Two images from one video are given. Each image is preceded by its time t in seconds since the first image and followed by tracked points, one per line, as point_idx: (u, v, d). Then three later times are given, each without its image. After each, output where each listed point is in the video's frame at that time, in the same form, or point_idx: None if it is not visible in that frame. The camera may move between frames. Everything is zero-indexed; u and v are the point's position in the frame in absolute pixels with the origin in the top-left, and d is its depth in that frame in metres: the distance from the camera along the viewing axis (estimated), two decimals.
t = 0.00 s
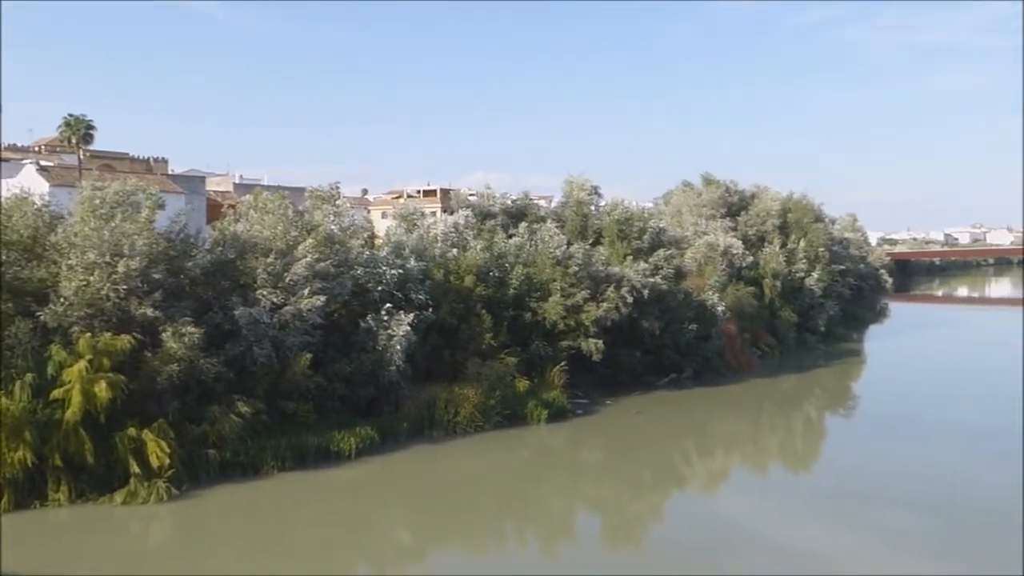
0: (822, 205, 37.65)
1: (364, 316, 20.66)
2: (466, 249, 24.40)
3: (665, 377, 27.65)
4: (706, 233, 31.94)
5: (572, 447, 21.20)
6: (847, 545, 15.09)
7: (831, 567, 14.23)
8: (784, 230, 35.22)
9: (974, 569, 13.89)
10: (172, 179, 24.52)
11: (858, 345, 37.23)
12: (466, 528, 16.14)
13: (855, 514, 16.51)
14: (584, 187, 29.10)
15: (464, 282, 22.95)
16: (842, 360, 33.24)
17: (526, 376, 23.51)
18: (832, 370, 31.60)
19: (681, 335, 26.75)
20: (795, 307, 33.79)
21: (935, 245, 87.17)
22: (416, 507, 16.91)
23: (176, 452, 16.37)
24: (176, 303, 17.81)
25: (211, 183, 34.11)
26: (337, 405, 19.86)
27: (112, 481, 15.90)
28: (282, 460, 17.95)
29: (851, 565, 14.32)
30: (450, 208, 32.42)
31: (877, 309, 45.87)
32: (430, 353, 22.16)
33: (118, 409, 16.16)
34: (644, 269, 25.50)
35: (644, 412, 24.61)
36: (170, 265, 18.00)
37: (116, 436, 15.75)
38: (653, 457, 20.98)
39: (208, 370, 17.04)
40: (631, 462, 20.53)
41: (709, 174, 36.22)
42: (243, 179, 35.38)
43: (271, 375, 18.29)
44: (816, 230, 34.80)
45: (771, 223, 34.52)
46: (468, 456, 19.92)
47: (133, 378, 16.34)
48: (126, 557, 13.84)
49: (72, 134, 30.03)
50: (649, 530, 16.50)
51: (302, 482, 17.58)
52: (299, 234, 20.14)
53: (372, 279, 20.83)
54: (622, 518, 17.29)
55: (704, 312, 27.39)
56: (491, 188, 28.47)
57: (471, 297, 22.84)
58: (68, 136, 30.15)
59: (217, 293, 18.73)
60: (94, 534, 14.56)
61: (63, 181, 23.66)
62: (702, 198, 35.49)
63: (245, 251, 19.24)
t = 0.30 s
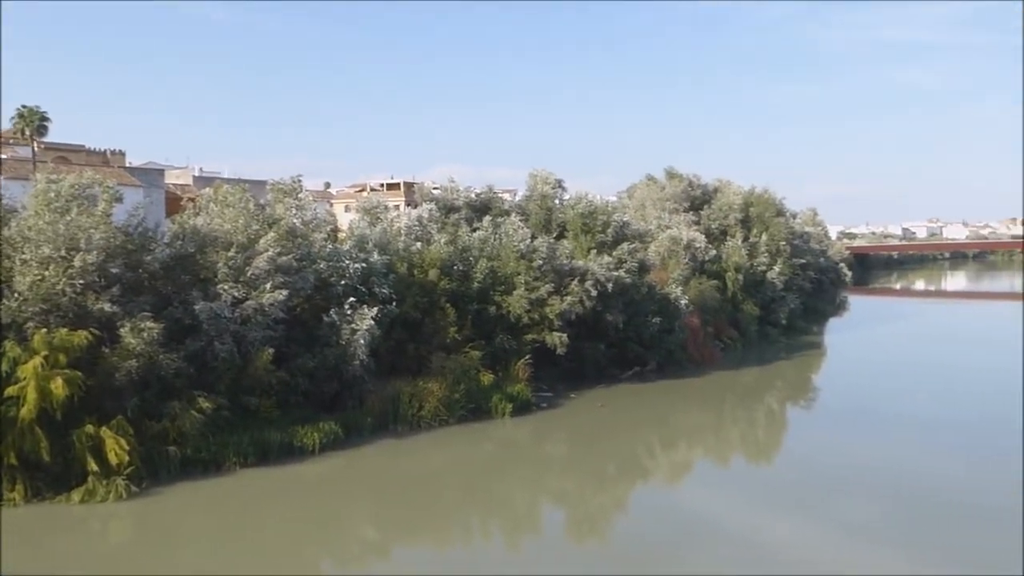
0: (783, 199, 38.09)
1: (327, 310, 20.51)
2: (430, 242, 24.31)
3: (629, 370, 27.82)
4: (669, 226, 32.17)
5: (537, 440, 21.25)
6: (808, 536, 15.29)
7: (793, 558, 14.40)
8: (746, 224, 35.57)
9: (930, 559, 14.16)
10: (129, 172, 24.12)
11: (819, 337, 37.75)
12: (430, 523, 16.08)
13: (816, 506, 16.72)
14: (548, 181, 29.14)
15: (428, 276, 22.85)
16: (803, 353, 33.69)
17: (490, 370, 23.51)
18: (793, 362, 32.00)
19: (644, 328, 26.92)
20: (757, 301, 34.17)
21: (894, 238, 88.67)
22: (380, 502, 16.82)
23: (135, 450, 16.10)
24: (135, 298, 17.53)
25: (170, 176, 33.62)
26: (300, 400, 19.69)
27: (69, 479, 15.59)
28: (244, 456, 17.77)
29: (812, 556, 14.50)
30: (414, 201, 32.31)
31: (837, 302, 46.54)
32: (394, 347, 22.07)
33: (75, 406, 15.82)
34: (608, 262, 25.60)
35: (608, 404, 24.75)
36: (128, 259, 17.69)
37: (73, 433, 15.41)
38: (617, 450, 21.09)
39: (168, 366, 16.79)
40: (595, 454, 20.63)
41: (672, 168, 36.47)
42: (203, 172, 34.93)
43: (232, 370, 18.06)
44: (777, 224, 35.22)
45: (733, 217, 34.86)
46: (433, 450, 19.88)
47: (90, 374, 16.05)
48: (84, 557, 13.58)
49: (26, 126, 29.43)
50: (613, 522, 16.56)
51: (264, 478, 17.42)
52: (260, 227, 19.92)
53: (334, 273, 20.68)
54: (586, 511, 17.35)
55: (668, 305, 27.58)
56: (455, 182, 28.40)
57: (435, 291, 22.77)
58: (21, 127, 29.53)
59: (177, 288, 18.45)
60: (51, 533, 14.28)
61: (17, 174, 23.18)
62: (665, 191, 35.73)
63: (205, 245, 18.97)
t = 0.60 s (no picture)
0: (744, 193, 38.47)
1: (288, 303, 20.30)
2: (392, 235, 24.17)
3: (592, 363, 27.95)
4: (631, 219, 32.33)
5: (500, 433, 21.26)
6: (769, 526, 15.45)
7: (755, 548, 14.54)
8: (707, 217, 35.87)
9: (887, 549, 14.39)
10: (84, 163, 23.64)
11: (778, 329, 38.23)
12: (393, 517, 16.00)
13: (777, 496, 16.89)
14: (510, 174, 29.13)
15: (390, 269, 22.72)
16: (763, 344, 34.10)
17: (453, 363, 23.47)
18: (754, 353, 32.37)
19: (607, 321, 27.05)
20: (718, 293, 34.50)
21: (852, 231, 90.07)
22: (342, 497, 16.70)
23: (90, 446, 15.78)
24: (90, 292, 17.20)
25: (126, 168, 33.03)
26: (261, 394, 19.49)
27: (22, 476, 15.24)
28: (203, 451, 17.54)
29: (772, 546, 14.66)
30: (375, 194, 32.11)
31: (796, 295, 47.17)
32: (355, 341, 21.93)
33: (28, 401, 15.45)
34: (571, 255, 25.68)
35: (571, 397, 24.84)
36: (83, 252, 17.33)
37: (26, 430, 15.03)
38: (579, 441, 21.19)
39: (124, 361, 16.49)
40: (558, 447, 20.70)
41: (635, 162, 36.66)
42: (160, 164, 34.36)
43: (191, 364, 17.80)
44: (738, 218, 35.58)
45: (694, 210, 35.13)
46: (395, 444, 19.79)
47: (44, 369, 15.66)
48: (38, 556, 13.31)
49: None
50: (576, 515, 16.59)
51: (224, 473, 17.21)
52: (219, 220, 19.65)
53: (295, 266, 20.47)
54: (549, 503, 17.37)
55: (630, 298, 27.71)
56: (417, 174, 28.26)
57: (397, 283, 22.64)
58: None
59: (133, 281, 18.11)
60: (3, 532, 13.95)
61: None
62: (627, 184, 35.90)
63: (162, 237, 18.64)
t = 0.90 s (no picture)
0: (695, 187, 38.87)
1: (237, 297, 19.99)
2: (344, 228, 23.94)
3: (545, 355, 28.03)
4: (584, 212, 32.47)
5: (454, 426, 21.22)
6: (719, 517, 15.65)
7: (706, 539, 14.70)
8: (659, 211, 36.16)
9: (835, 539, 14.65)
10: (25, 152, 22.99)
11: (729, 321, 38.75)
12: (346, 513, 15.86)
13: (728, 488, 17.09)
14: (463, 166, 29.04)
15: (342, 262, 22.51)
16: (714, 336, 34.54)
17: (406, 356, 23.36)
18: (705, 345, 32.78)
19: (560, 313, 27.14)
20: (670, 286, 34.83)
21: (800, 225, 91.63)
22: (294, 493, 16.51)
23: (32, 444, 15.37)
24: (31, 286, 16.73)
25: (69, 158, 32.24)
26: (210, 389, 19.19)
27: None
28: (151, 448, 17.22)
29: (723, 537, 14.83)
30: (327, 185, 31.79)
31: (746, 287, 47.87)
32: (306, 334, 21.69)
33: None
34: (524, 248, 25.71)
35: (525, 389, 24.88)
36: (24, 244, 16.84)
37: None
38: (532, 434, 21.23)
39: (67, 356, 16.07)
40: (511, 439, 20.72)
41: (588, 155, 36.82)
42: (105, 154, 33.61)
43: (137, 359, 17.43)
44: (689, 211, 35.96)
45: (646, 203, 35.39)
46: (348, 438, 19.64)
47: None
48: None
49: None
50: (530, 508, 16.61)
51: (172, 470, 16.91)
52: (166, 211, 19.27)
53: (245, 259, 20.14)
54: (503, 497, 17.36)
55: (583, 291, 27.82)
56: (370, 166, 28.03)
57: (349, 277, 22.43)
58: None
59: (76, 274, 17.66)
60: None
61: None
62: (580, 177, 36.04)
63: (107, 229, 18.22)
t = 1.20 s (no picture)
0: (653, 182, 39.15)
1: (192, 293, 19.71)
2: (301, 223, 23.71)
3: (505, 350, 28.08)
4: (543, 207, 32.54)
5: (413, 421, 21.16)
6: (680, 509, 15.77)
7: (667, 532, 14.81)
8: (618, 206, 36.36)
9: (793, 528, 14.86)
10: None
11: (687, 315, 39.12)
12: (306, 510, 15.71)
13: (688, 481, 17.24)
14: (422, 161, 28.91)
15: (299, 257, 22.30)
16: (672, 331, 34.88)
17: (365, 352, 23.24)
18: (663, 339, 33.08)
19: (519, 308, 27.17)
20: (629, 281, 35.05)
21: (757, 220, 92.78)
22: (251, 490, 16.34)
23: None
24: None
25: (17, 150, 31.44)
26: (165, 385, 18.90)
27: None
28: (103, 446, 16.90)
29: (684, 529, 14.96)
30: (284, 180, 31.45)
31: (704, 282, 48.38)
32: (263, 330, 21.45)
33: None
34: (483, 243, 25.70)
35: (484, 384, 24.90)
36: None
37: None
38: (492, 429, 21.26)
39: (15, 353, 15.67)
40: (471, 434, 20.73)
41: (547, 151, 36.89)
42: (54, 147, 32.86)
43: (89, 356, 17.08)
44: (648, 206, 36.24)
45: (605, 199, 35.56)
46: (306, 434, 19.49)
47: None
48: None
49: None
50: (491, 503, 16.60)
51: (126, 468, 16.62)
52: (118, 205, 18.91)
53: (200, 253, 19.92)
54: (464, 492, 17.34)
55: (543, 285, 27.89)
56: (327, 160, 27.79)
57: (307, 272, 22.22)
58: None
59: (25, 270, 17.24)
60: None
61: None
62: (539, 172, 36.10)
63: (57, 223, 17.82)
